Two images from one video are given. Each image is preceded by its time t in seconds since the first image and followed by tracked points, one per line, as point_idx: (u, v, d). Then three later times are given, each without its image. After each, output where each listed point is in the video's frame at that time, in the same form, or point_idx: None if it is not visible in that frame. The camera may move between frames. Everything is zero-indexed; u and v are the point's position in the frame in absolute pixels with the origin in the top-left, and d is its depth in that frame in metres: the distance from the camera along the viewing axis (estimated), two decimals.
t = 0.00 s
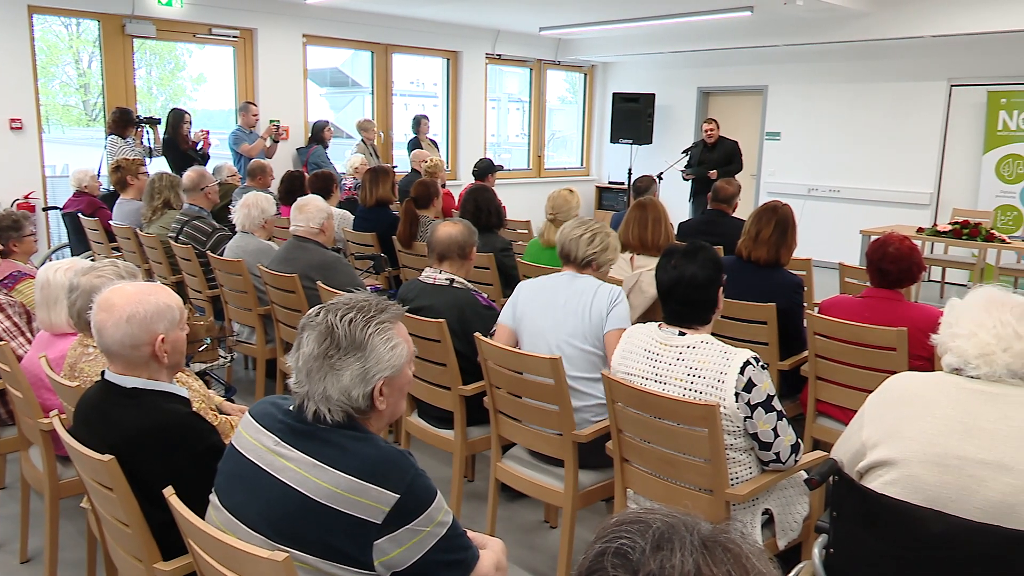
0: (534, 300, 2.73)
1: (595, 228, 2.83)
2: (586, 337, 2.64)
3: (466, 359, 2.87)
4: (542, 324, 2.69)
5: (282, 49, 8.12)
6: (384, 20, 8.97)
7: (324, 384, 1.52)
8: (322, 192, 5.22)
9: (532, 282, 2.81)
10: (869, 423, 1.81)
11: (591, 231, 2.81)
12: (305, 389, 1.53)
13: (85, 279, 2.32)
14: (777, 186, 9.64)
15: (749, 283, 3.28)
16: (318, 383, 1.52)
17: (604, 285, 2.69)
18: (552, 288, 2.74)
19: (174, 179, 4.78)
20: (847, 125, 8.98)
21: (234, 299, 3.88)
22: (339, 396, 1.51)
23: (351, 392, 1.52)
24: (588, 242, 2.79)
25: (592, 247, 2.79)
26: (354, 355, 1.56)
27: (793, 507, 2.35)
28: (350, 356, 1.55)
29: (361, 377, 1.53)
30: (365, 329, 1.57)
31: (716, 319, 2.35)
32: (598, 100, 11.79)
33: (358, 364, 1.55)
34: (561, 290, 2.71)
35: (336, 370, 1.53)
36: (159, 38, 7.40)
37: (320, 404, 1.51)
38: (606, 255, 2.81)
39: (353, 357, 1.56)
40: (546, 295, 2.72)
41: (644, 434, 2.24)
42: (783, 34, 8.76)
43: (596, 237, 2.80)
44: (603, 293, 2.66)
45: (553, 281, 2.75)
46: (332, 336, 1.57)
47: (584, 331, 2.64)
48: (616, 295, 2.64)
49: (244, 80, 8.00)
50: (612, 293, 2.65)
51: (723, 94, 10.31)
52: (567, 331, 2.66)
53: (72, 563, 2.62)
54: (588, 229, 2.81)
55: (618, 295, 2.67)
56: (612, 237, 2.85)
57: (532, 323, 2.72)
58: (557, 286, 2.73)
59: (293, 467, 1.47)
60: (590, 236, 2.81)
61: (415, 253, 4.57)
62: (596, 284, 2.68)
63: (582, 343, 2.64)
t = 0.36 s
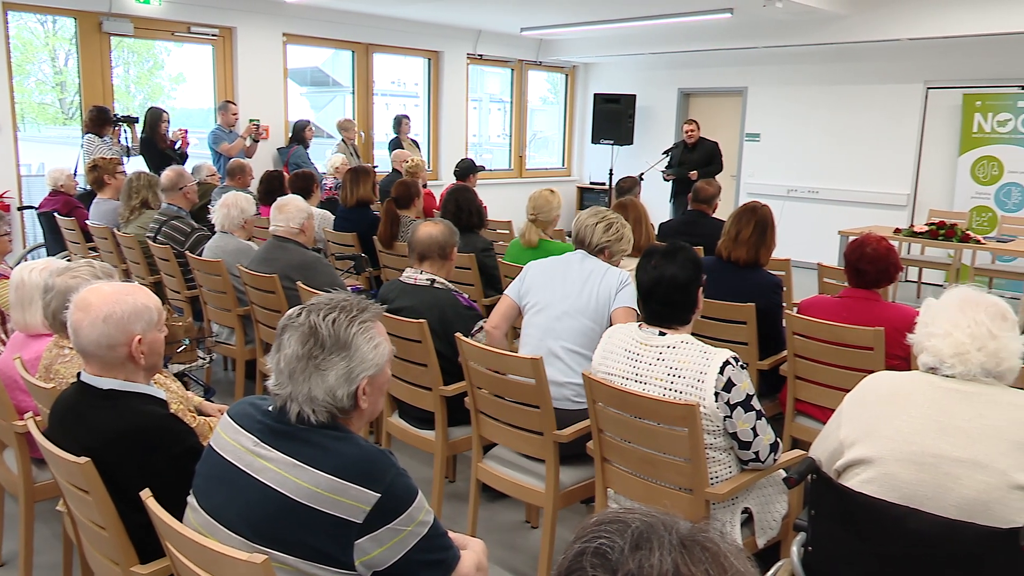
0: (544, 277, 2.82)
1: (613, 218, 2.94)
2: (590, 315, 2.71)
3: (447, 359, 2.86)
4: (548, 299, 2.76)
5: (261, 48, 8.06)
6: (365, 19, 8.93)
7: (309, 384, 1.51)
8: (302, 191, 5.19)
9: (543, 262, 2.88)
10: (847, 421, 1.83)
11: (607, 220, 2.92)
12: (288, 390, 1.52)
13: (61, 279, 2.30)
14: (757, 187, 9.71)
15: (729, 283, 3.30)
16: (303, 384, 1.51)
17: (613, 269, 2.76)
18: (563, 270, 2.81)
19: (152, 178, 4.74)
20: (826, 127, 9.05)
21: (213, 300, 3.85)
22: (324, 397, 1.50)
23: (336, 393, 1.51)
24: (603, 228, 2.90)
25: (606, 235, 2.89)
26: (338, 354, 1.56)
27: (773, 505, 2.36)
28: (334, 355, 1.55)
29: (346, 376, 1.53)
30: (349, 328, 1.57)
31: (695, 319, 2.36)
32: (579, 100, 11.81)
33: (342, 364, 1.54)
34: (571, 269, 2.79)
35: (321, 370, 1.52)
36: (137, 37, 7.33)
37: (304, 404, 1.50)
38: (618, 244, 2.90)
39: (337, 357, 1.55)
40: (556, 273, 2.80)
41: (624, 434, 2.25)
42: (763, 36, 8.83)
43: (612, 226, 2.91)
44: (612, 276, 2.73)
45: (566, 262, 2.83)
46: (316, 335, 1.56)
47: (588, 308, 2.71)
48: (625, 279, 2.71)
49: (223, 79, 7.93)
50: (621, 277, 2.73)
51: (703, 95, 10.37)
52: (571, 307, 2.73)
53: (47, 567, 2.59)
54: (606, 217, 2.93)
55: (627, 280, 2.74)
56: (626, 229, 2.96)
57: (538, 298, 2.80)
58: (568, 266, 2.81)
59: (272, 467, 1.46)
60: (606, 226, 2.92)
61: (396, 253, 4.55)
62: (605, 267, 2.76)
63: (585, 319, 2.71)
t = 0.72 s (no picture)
0: (509, 295, 2.75)
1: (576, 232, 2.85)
2: (555, 337, 2.65)
3: (427, 359, 2.86)
4: (513, 318, 2.70)
5: (240, 46, 8.00)
6: (344, 19, 8.90)
7: (289, 385, 1.50)
8: (281, 191, 5.16)
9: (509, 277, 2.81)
10: (823, 420, 1.85)
11: (572, 235, 2.83)
12: (267, 391, 1.51)
13: (35, 280, 2.27)
14: (736, 188, 9.78)
15: (708, 284, 3.32)
16: (283, 384, 1.50)
17: (579, 288, 2.69)
18: (530, 287, 2.73)
19: (128, 178, 4.69)
20: (804, 128, 9.13)
21: (190, 301, 3.82)
22: (304, 398, 1.50)
23: (316, 393, 1.51)
24: (567, 245, 2.81)
25: (569, 252, 2.80)
26: (318, 356, 1.55)
27: (751, 504, 2.38)
28: (315, 356, 1.54)
29: (326, 377, 1.53)
30: (329, 329, 1.56)
31: (675, 319, 2.37)
32: (559, 101, 11.83)
33: (323, 365, 1.54)
34: (537, 287, 2.72)
35: (302, 370, 1.52)
36: (113, 34, 7.26)
37: (284, 405, 1.49)
38: (586, 257, 2.82)
39: (318, 357, 1.55)
40: (522, 290, 2.73)
41: (604, 433, 2.26)
42: (742, 38, 8.89)
43: (578, 241, 2.81)
44: (578, 297, 2.66)
45: (532, 279, 2.75)
46: (296, 336, 1.55)
47: (553, 331, 2.66)
48: (591, 300, 2.64)
49: (201, 78, 7.86)
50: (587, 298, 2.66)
51: (682, 96, 10.43)
52: (536, 328, 2.67)
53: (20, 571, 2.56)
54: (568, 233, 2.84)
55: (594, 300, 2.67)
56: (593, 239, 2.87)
57: (505, 316, 2.74)
58: (535, 284, 2.74)
59: (249, 469, 1.45)
60: (572, 240, 2.83)
61: (376, 253, 4.54)
62: (572, 285, 2.68)
63: (550, 341, 2.65)
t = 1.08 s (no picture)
0: (470, 308, 2.68)
1: (524, 235, 2.77)
2: (522, 354, 2.62)
3: (406, 360, 2.85)
4: (476, 333, 2.65)
5: (217, 44, 7.94)
6: (324, 18, 8.86)
7: (265, 387, 1.49)
8: (259, 192, 5.13)
9: (467, 292, 2.73)
10: (799, 419, 1.86)
11: (521, 238, 2.75)
12: (243, 393, 1.49)
13: (6, 280, 2.24)
14: (714, 189, 9.84)
15: (687, 283, 3.34)
16: (259, 386, 1.49)
17: (542, 303, 2.65)
18: (492, 304, 2.66)
19: (103, 177, 4.63)
20: (782, 130, 9.21)
21: (166, 302, 3.78)
22: (282, 398, 1.49)
23: (294, 393, 1.50)
24: (519, 252, 2.74)
25: (522, 257, 2.74)
26: (294, 358, 1.53)
27: (728, 503, 2.40)
28: (291, 357, 1.53)
29: (303, 378, 1.52)
30: (305, 330, 1.55)
31: (653, 320, 2.38)
32: (539, 102, 11.85)
33: (300, 366, 1.53)
34: (499, 301, 2.66)
35: (279, 371, 1.51)
36: (87, 32, 7.18)
37: (261, 407, 1.48)
38: (540, 258, 2.77)
39: (295, 357, 1.54)
40: (482, 304, 2.67)
41: (582, 433, 2.26)
42: (721, 40, 8.95)
43: (528, 244, 2.74)
44: (543, 314, 2.63)
45: (492, 295, 2.68)
46: (272, 337, 1.53)
47: (517, 347, 2.62)
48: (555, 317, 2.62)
49: (177, 76, 7.79)
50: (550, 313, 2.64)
51: (661, 97, 10.48)
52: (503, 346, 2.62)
53: None
54: (517, 239, 2.75)
55: (557, 314, 2.65)
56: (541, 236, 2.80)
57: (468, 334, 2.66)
58: (496, 298, 2.67)
59: (225, 471, 1.43)
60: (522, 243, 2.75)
61: (355, 254, 4.52)
62: (535, 299, 2.64)
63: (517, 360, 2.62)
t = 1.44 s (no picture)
0: (441, 318, 2.66)
1: (489, 244, 2.73)
2: (496, 362, 2.62)
3: (389, 360, 2.84)
4: (448, 342, 2.63)
5: (197, 43, 7.87)
6: (306, 17, 8.82)
7: (249, 385, 1.48)
8: (240, 191, 5.11)
9: (436, 302, 2.70)
10: (779, 418, 1.87)
11: (487, 246, 2.71)
12: (225, 393, 1.48)
13: None
14: (696, 190, 9.89)
15: (668, 283, 3.36)
16: (241, 385, 1.48)
17: (513, 309, 2.64)
18: (463, 313, 2.64)
19: (81, 176, 4.57)
20: (764, 130, 9.26)
21: (146, 302, 3.75)
22: (266, 396, 1.48)
23: (278, 390, 1.50)
24: (489, 261, 2.70)
25: (494, 266, 2.71)
26: (274, 353, 1.53)
27: (709, 502, 2.41)
28: (272, 353, 1.52)
29: (285, 374, 1.52)
30: (283, 325, 1.55)
31: (635, 320, 2.39)
32: (521, 102, 11.86)
33: (281, 361, 1.52)
34: (472, 307, 2.64)
35: (261, 369, 1.50)
36: (65, 29, 7.10)
37: (245, 406, 1.47)
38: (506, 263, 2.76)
39: (275, 354, 1.53)
40: (455, 311, 2.65)
41: (565, 433, 2.27)
42: (703, 42, 9.00)
43: (494, 253, 2.71)
44: (515, 320, 2.62)
45: (462, 303, 2.66)
46: (250, 335, 1.52)
47: (491, 355, 2.61)
48: (527, 322, 2.62)
49: (157, 75, 7.72)
50: (523, 319, 2.63)
51: (643, 98, 10.52)
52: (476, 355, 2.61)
53: None
54: (484, 249, 2.71)
55: (531, 319, 2.64)
56: (500, 241, 2.78)
57: (440, 344, 2.65)
58: (467, 305, 2.65)
59: (204, 473, 1.42)
60: (488, 252, 2.71)
61: (337, 254, 4.51)
62: (508, 305, 2.63)
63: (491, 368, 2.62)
